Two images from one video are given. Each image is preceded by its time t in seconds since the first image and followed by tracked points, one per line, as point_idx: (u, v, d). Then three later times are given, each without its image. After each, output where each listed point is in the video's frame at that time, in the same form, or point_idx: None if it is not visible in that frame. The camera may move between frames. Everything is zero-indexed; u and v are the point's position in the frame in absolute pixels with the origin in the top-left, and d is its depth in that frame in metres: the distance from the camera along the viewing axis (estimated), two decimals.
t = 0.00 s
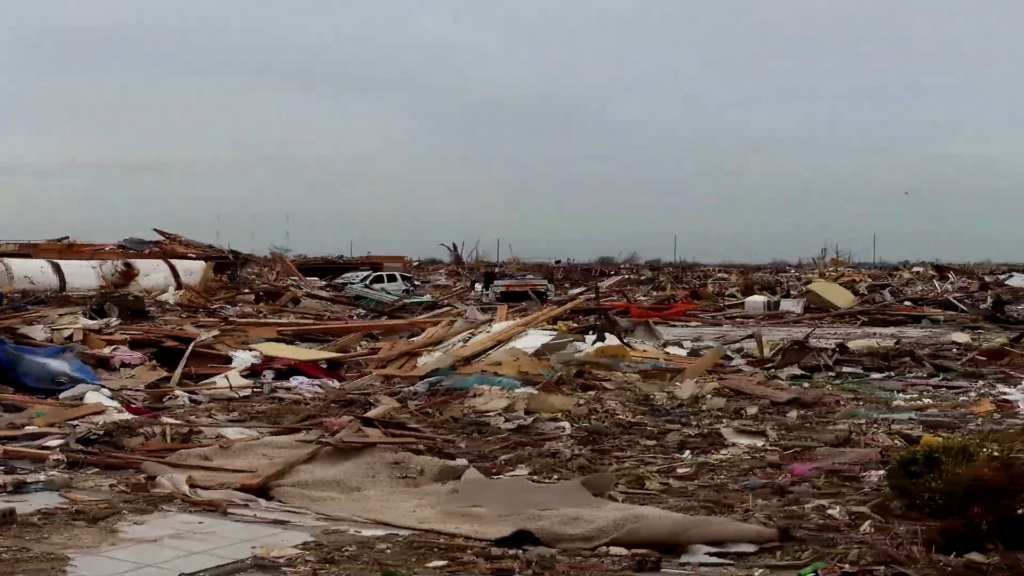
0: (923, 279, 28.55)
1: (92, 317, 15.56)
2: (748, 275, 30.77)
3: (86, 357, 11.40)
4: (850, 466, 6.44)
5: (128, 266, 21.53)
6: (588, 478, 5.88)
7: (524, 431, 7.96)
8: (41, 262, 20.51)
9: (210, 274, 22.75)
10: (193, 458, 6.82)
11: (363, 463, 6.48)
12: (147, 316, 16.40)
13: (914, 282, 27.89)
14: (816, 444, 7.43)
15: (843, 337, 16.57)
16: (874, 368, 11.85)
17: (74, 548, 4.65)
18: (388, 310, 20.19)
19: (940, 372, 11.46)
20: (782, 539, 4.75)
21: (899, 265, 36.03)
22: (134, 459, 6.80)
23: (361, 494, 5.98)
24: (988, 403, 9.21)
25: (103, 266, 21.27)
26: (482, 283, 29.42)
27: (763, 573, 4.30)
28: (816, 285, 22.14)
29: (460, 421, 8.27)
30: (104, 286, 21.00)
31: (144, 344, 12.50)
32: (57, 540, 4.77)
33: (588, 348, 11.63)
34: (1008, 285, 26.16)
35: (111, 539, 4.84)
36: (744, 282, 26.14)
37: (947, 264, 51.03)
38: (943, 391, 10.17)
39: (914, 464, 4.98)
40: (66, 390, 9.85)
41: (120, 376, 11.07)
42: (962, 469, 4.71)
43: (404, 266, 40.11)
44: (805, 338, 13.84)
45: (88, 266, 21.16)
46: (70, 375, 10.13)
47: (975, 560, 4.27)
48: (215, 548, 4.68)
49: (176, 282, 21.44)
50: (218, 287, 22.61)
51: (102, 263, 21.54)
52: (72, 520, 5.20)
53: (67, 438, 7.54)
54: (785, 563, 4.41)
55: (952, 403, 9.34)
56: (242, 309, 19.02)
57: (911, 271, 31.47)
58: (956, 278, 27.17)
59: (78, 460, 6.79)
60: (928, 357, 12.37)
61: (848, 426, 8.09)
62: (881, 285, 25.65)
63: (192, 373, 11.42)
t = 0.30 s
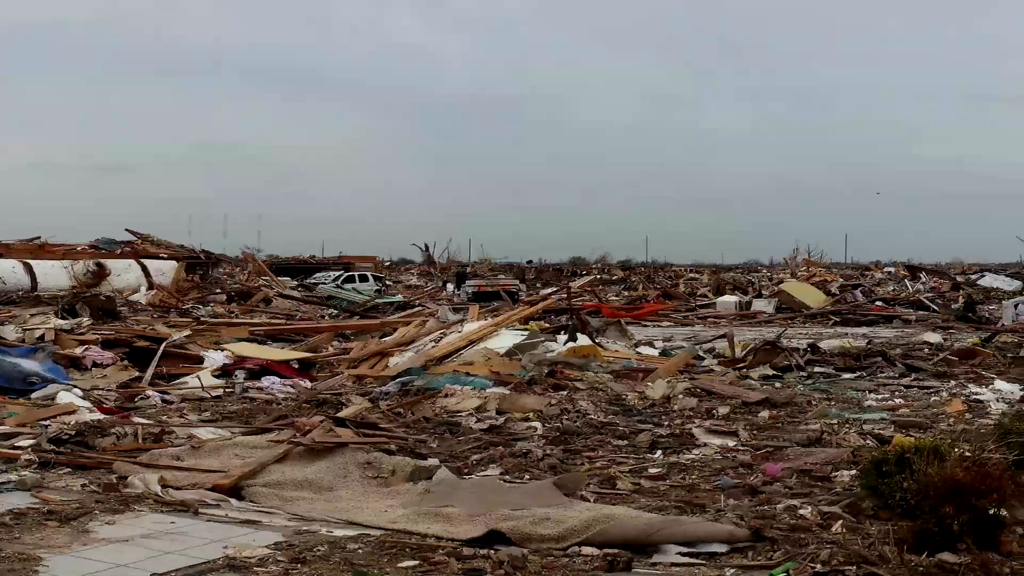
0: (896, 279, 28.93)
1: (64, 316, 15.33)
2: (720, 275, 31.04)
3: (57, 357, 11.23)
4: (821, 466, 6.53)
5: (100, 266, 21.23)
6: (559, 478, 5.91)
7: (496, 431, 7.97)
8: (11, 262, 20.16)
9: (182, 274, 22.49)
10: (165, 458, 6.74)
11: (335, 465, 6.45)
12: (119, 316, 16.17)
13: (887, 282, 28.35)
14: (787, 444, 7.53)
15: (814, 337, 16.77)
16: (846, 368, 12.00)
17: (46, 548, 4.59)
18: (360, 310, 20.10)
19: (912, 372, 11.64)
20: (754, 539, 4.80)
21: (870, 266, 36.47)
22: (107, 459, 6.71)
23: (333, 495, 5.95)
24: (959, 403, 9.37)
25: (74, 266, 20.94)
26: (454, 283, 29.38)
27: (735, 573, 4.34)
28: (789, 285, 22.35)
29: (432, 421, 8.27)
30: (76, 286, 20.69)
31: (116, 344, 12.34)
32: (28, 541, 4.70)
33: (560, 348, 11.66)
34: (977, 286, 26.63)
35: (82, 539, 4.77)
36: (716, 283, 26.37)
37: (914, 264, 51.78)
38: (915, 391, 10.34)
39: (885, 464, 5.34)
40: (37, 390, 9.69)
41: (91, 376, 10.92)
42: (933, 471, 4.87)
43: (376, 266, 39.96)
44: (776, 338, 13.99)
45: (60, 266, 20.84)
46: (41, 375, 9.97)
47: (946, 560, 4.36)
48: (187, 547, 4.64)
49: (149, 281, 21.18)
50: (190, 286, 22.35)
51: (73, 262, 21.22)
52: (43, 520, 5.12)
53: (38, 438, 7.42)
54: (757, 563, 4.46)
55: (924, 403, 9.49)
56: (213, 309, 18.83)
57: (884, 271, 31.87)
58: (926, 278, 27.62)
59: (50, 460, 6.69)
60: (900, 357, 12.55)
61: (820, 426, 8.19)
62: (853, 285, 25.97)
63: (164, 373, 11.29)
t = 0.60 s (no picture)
0: (871, 279, 29.29)
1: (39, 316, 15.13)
2: (696, 275, 31.26)
3: (33, 357, 11.07)
4: (797, 466, 6.60)
5: (76, 266, 20.97)
6: (535, 479, 5.94)
7: (471, 431, 7.98)
8: None
9: (157, 274, 22.24)
10: (141, 458, 6.68)
11: (310, 465, 6.43)
12: (94, 316, 15.97)
13: (863, 282, 28.72)
14: (763, 443, 7.61)
15: (789, 337, 16.95)
16: (821, 368, 12.14)
17: (21, 548, 4.53)
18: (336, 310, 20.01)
19: (888, 372, 11.80)
20: (729, 539, 4.84)
21: (845, 266, 36.91)
22: (82, 459, 6.63)
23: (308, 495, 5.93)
24: (935, 403, 9.52)
25: (50, 266, 20.65)
26: (429, 283, 29.31)
27: (711, 573, 4.39)
28: (765, 285, 22.52)
29: (408, 421, 8.26)
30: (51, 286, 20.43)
31: (91, 344, 12.18)
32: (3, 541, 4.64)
33: (535, 348, 11.69)
34: (952, 286, 27.02)
35: (58, 539, 4.72)
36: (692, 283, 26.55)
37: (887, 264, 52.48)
38: (891, 391, 10.48)
39: (860, 464, 5.41)
40: (12, 389, 9.56)
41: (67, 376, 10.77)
42: (908, 471, 4.95)
43: (351, 266, 39.77)
44: (752, 339, 14.11)
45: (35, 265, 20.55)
46: (17, 375, 9.83)
47: (922, 561, 4.42)
48: (162, 547, 4.60)
49: (125, 281, 20.93)
50: (165, 286, 22.12)
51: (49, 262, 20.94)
52: (18, 520, 5.05)
53: (13, 438, 7.31)
54: (733, 563, 4.50)
55: (899, 403, 9.63)
56: (188, 309, 18.64)
57: (858, 271, 32.27)
58: (900, 278, 27.99)
59: (26, 460, 6.60)
60: (876, 357, 12.72)
61: (796, 426, 8.28)
62: (829, 285, 26.26)
63: (140, 373, 11.17)
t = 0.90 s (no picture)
0: (850, 279, 29.58)
1: (16, 316, 14.95)
2: (675, 275, 31.44)
3: (10, 357, 10.94)
4: (776, 466, 6.66)
5: (54, 266, 20.76)
6: (514, 479, 5.97)
7: (450, 431, 7.98)
8: None
9: (136, 274, 22.04)
10: (119, 458, 6.62)
11: (289, 466, 6.41)
12: (72, 316, 15.80)
13: (842, 282, 29.00)
14: (742, 443, 7.68)
15: (768, 337, 17.09)
16: (800, 368, 12.25)
17: None
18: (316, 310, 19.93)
19: (867, 372, 11.93)
20: (708, 539, 4.88)
21: (823, 266, 37.24)
22: (60, 459, 6.56)
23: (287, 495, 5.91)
24: (913, 403, 9.64)
25: (28, 266, 20.40)
26: (408, 282, 29.25)
27: (689, 573, 4.42)
28: (744, 285, 22.66)
29: (386, 421, 8.24)
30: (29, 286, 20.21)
31: (69, 344, 12.06)
32: None
33: (514, 348, 11.71)
34: (931, 286, 27.34)
35: (36, 539, 4.67)
36: (671, 283, 26.69)
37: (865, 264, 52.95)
38: (870, 391, 10.61)
39: (839, 464, 5.52)
40: None
41: (44, 376, 10.66)
42: (886, 471, 5.04)
43: (330, 266, 39.61)
44: (731, 339, 14.21)
45: (12, 266, 20.31)
46: None
47: (901, 560, 4.47)
48: (141, 547, 4.57)
49: (104, 281, 20.72)
50: (143, 286, 21.93)
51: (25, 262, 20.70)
52: None
53: None
54: (711, 563, 4.54)
55: (879, 403, 9.74)
56: (167, 309, 18.49)
57: (837, 271, 32.57)
58: (879, 278, 28.29)
59: (3, 461, 6.52)
60: (854, 357, 12.85)
61: (775, 426, 8.36)
62: (807, 285, 26.49)
63: (118, 373, 11.06)
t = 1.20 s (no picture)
0: (833, 279, 29.81)
1: None
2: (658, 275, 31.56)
3: None
4: (758, 466, 6.71)
5: (36, 266, 20.56)
6: (497, 479, 5.98)
7: (433, 431, 7.98)
8: None
9: (118, 274, 21.86)
10: (102, 459, 6.57)
11: (272, 466, 6.38)
12: (55, 316, 15.65)
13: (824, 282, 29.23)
14: (725, 444, 7.73)
15: (751, 337, 17.20)
16: (783, 368, 12.34)
17: None
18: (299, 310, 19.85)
19: (849, 372, 12.03)
20: (691, 539, 4.91)
21: (806, 266, 37.51)
22: (43, 459, 6.50)
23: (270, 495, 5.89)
24: (896, 403, 9.74)
25: (11, 266, 20.17)
26: (391, 282, 29.18)
27: (672, 573, 4.45)
28: (727, 285, 22.78)
29: (369, 421, 8.23)
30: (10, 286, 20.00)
31: (51, 344, 11.94)
32: None
33: (497, 348, 11.72)
34: (913, 286, 27.60)
35: (18, 539, 4.63)
36: (654, 283, 26.79)
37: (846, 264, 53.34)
38: (853, 391, 10.70)
39: (822, 465, 5.61)
40: None
41: (26, 375, 10.55)
42: (869, 471, 5.10)
43: (313, 266, 39.44)
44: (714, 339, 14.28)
45: None
46: None
47: (884, 560, 4.51)
48: (124, 547, 4.54)
49: (87, 281, 20.52)
50: (126, 285, 21.76)
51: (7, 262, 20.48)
52: None
53: None
54: (694, 563, 4.57)
55: (862, 403, 9.83)
56: (149, 309, 18.35)
57: (819, 271, 32.81)
58: (861, 278, 28.53)
59: None
60: (837, 357, 12.96)
61: (757, 426, 8.42)
62: (790, 285, 26.67)
63: (100, 373, 10.98)
